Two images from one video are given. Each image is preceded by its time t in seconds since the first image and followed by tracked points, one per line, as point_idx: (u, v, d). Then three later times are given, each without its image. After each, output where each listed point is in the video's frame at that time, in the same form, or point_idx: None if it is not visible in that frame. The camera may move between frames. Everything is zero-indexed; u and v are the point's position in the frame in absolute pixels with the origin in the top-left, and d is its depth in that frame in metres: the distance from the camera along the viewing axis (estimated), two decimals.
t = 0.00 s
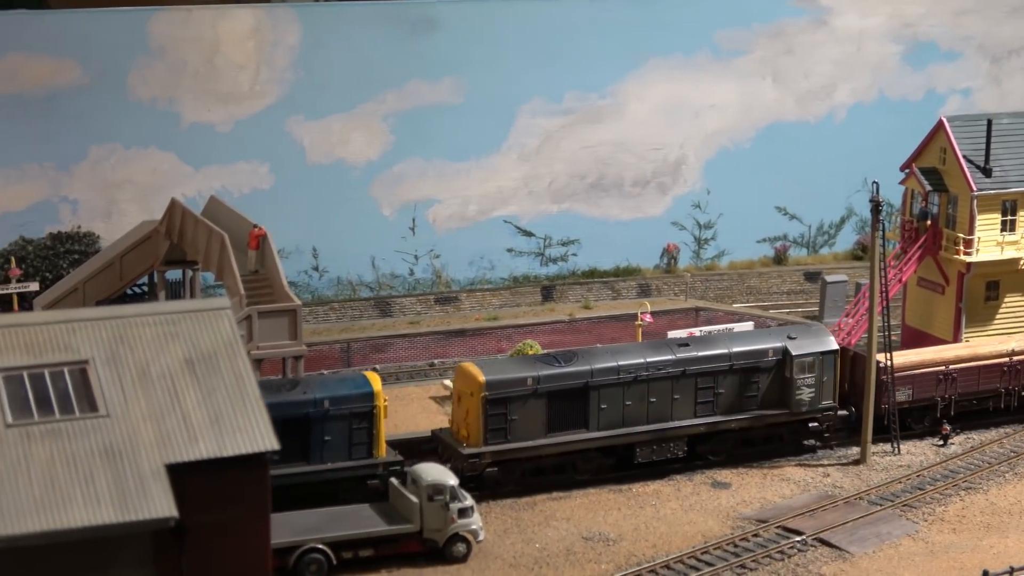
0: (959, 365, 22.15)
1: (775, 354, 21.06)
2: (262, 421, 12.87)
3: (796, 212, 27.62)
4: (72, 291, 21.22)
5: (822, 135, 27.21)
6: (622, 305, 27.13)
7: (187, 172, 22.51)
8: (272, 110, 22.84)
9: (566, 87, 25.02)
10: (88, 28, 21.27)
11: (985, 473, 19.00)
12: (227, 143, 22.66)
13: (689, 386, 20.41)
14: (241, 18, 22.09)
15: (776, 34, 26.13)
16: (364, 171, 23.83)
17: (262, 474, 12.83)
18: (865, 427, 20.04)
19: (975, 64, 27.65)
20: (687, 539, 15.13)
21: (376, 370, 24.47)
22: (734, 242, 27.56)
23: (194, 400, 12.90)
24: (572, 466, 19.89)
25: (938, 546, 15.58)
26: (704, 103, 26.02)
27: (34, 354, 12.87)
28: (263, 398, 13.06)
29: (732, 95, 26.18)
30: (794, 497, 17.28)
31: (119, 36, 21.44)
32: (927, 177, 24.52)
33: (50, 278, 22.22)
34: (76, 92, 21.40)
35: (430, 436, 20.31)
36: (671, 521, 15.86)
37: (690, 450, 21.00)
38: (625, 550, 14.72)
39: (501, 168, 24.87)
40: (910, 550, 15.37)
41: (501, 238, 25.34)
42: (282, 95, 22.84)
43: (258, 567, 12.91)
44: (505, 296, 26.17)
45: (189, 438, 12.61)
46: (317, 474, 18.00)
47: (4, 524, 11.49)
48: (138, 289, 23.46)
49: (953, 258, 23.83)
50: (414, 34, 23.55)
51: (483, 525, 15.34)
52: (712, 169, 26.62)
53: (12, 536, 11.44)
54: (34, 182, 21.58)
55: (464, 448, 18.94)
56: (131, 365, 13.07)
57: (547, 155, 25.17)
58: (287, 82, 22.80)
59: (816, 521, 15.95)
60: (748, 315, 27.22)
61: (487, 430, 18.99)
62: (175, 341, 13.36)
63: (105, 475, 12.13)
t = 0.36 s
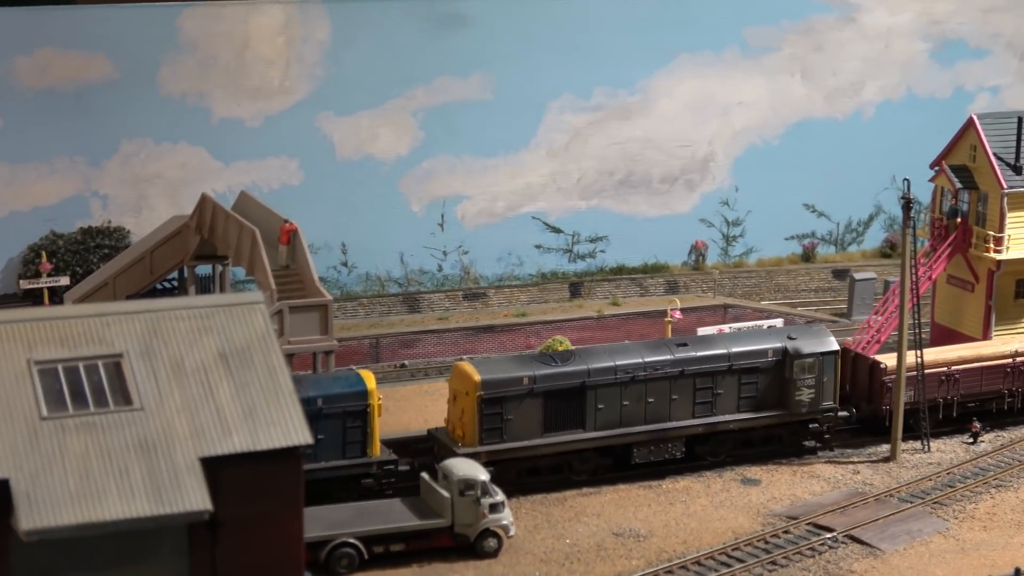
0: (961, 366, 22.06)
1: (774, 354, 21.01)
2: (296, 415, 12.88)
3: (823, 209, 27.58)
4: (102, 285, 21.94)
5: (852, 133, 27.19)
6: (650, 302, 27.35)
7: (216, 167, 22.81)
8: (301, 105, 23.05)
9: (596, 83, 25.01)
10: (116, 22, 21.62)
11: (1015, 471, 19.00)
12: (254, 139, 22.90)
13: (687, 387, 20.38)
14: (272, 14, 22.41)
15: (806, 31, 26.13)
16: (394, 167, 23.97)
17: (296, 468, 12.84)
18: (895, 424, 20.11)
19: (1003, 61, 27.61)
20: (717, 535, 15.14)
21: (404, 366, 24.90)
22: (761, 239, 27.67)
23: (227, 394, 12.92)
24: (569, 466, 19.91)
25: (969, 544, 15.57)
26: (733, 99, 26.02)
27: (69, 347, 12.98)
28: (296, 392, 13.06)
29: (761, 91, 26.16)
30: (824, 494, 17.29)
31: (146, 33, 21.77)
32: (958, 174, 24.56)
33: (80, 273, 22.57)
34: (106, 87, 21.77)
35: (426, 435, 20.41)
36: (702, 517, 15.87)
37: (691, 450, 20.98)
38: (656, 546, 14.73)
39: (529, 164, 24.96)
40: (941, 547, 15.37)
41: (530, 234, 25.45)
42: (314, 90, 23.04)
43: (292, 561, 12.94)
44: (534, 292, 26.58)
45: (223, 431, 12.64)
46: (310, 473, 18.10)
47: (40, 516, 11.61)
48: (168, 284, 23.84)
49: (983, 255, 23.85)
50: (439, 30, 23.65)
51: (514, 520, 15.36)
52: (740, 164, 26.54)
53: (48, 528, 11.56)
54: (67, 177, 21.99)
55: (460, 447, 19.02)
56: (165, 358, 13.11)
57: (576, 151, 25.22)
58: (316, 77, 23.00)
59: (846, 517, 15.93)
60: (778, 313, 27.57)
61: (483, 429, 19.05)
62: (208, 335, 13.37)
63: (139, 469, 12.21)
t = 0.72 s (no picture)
0: (972, 372, 21.88)
1: (781, 360, 20.95)
2: (339, 415, 12.90)
3: (858, 212, 29.30)
4: (140, 282, 22.29)
5: (887, 134, 28.82)
6: (686, 302, 28.71)
7: (255, 166, 24.32)
8: (339, 104, 24.58)
9: (632, 85, 26.52)
10: (159, 25, 23.14)
11: None
12: (297, 139, 24.46)
13: (692, 392, 20.34)
14: (310, 13, 23.86)
15: (842, 34, 27.57)
16: (429, 166, 25.47)
17: (339, 467, 12.87)
18: (931, 428, 20.38)
19: None
20: (756, 538, 15.14)
21: (440, 365, 25.63)
22: (797, 240, 29.19)
23: (271, 393, 12.93)
24: (573, 472, 19.87)
25: (1008, 548, 15.55)
26: (770, 101, 27.46)
27: (113, 346, 13.11)
28: (339, 392, 13.06)
29: (798, 93, 27.62)
30: (862, 497, 17.31)
31: (185, 29, 23.24)
32: (996, 177, 24.83)
33: (118, 270, 24.14)
34: (147, 85, 23.26)
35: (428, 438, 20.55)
36: (741, 520, 15.88)
37: (696, 456, 20.99)
38: (695, 548, 14.72)
39: (566, 164, 26.46)
40: (980, 552, 15.35)
41: (565, 235, 26.92)
42: (350, 90, 24.54)
43: (333, 560, 13.02)
44: (569, 293, 27.90)
45: (266, 430, 12.66)
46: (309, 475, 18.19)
47: (85, 515, 11.63)
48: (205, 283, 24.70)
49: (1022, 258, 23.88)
50: (474, 36, 25.08)
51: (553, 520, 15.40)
52: (776, 166, 28.08)
53: (93, 526, 11.57)
54: (108, 175, 23.54)
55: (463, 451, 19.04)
56: (208, 357, 13.16)
57: (612, 152, 26.70)
58: (353, 77, 24.48)
59: (885, 521, 15.93)
60: (813, 314, 28.52)
61: (485, 433, 19.06)
62: (251, 333, 13.38)
63: (183, 468, 12.24)
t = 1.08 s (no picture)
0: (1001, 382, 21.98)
1: (807, 368, 20.97)
2: (397, 416, 12.92)
3: (912, 215, 28.71)
4: (194, 282, 22.89)
5: (943, 134, 28.30)
6: (738, 305, 28.43)
7: (308, 166, 23.59)
8: (392, 104, 23.82)
9: (686, 85, 25.98)
10: (215, 20, 22.38)
11: None
12: (346, 136, 23.66)
13: (716, 400, 20.27)
14: (365, 12, 23.17)
15: (897, 35, 27.19)
16: (482, 168, 24.72)
17: (397, 467, 12.92)
18: (989, 434, 20.61)
19: None
20: (812, 543, 15.09)
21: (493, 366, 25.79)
22: (850, 245, 28.60)
23: (329, 394, 12.95)
24: (596, 477, 19.85)
25: None
26: (823, 103, 27.02)
27: (172, 345, 13.16)
28: (398, 393, 13.09)
29: (850, 96, 27.18)
30: (918, 503, 17.29)
31: (239, 27, 22.48)
32: None
33: (171, 267, 23.61)
34: (199, 84, 22.43)
35: (448, 444, 20.38)
36: (796, 525, 15.84)
37: (721, 463, 20.99)
38: (750, 553, 14.63)
39: (618, 165, 25.84)
40: None
41: (616, 237, 26.28)
42: (402, 89, 23.78)
43: (389, 561, 13.04)
44: (619, 295, 27.52)
45: (325, 431, 12.67)
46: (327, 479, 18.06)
47: (144, 513, 11.59)
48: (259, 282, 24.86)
49: None
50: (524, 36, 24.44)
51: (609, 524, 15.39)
52: (829, 168, 27.56)
53: (152, 525, 11.52)
54: (159, 174, 22.60)
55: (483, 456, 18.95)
56: (266, 357, 13.19)
57: (664, 153, 26.13)
58: (407, 77, 23.78)
59: (942, 527, 15.86)
60: (867, 318, 28.88)
61: (505, 439, 18.97)
62: (309, 334, 13.42)
63: (242, 467, 12.21)
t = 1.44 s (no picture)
0: None
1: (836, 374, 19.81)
2: (459, 418, 12.86)
3: (972, 218, 26.84)
4: (250, 280, 20.96)
5: (999, 137, 26.32)
6: (795, 309, 26.11)
7: (363, 165, 21.96)
8: (449, 104, 22.15)
9: (743, 86, 24.07)
10: (269, 16, 20.85)
11: None
12: (401, 136, 22.03)
13: (742, 406, 19.26)
14: (423, 13, 21.54)
15: (954, 38, 25.21)
16: (539, 168, 23.02)
17: (458, 469, 12.87)
18: None
19: None
20: (873, 549, 14.96)
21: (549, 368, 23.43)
22: (907, 247, 26.55)
23: (390, 394, 12.90)
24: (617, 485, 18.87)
25: None
26: (882, 104, 25.13)
27: (234, 344, 13.13)
28: (459, 395, 13.03)
29: (909, 97, 25.25)
30: (979, 510, 17.23)
31: (298, 26, 20.99)
32: None
33: (227, 266, 21.68)
34: (255, 82, 20.95)
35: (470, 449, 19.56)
36: (856, 530, 15.72)
37: (744, 471, 19.90)
38: (810, 558, 14.54)
39: (675, 166, 23.97)
40: None
41: (673, 238, 24.40)
42: (459, 89, 22.13)
43: (448, 563, 12.99)
44: (675, 296, 25.38)
45: (386, 432, 12.62)
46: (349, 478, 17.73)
47: (206, 513, 11.55)
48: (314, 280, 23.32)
49: None
50: (583, 34, 22.68)
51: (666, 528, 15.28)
52: (886, 170, 25.60)
53: (214, 525, 11.49)
54: (212, 170, 21.08)
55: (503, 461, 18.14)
56: (328, 357, 13.15)
57: (723, 155, 24.24)
58: (465, 76, 22.10)
59: (1005, 534, 15.58)
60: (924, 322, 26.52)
61: (527, 444, 18.15)
62: (371, 334, 13.38)
63: (303, 467, 12.17)
